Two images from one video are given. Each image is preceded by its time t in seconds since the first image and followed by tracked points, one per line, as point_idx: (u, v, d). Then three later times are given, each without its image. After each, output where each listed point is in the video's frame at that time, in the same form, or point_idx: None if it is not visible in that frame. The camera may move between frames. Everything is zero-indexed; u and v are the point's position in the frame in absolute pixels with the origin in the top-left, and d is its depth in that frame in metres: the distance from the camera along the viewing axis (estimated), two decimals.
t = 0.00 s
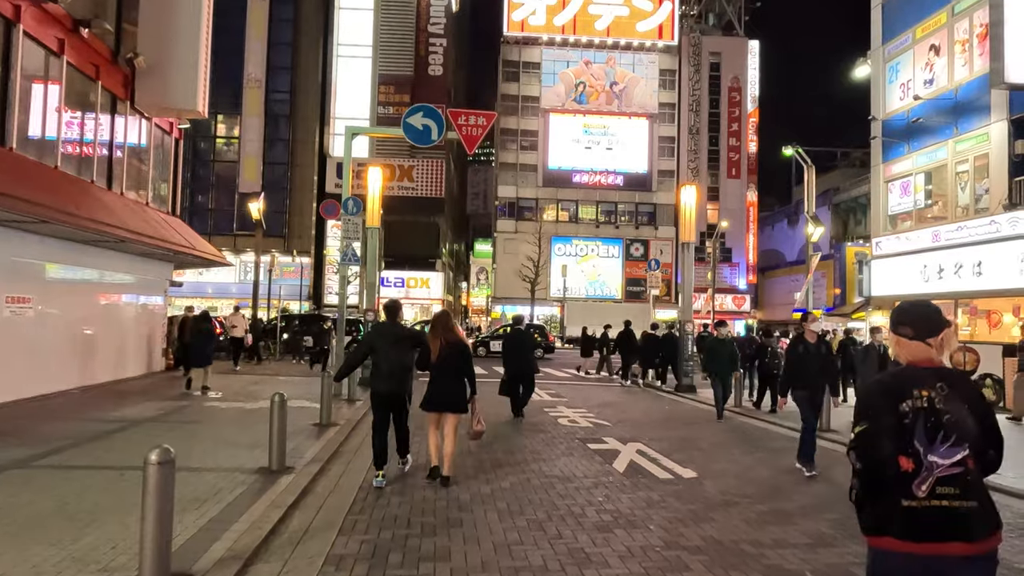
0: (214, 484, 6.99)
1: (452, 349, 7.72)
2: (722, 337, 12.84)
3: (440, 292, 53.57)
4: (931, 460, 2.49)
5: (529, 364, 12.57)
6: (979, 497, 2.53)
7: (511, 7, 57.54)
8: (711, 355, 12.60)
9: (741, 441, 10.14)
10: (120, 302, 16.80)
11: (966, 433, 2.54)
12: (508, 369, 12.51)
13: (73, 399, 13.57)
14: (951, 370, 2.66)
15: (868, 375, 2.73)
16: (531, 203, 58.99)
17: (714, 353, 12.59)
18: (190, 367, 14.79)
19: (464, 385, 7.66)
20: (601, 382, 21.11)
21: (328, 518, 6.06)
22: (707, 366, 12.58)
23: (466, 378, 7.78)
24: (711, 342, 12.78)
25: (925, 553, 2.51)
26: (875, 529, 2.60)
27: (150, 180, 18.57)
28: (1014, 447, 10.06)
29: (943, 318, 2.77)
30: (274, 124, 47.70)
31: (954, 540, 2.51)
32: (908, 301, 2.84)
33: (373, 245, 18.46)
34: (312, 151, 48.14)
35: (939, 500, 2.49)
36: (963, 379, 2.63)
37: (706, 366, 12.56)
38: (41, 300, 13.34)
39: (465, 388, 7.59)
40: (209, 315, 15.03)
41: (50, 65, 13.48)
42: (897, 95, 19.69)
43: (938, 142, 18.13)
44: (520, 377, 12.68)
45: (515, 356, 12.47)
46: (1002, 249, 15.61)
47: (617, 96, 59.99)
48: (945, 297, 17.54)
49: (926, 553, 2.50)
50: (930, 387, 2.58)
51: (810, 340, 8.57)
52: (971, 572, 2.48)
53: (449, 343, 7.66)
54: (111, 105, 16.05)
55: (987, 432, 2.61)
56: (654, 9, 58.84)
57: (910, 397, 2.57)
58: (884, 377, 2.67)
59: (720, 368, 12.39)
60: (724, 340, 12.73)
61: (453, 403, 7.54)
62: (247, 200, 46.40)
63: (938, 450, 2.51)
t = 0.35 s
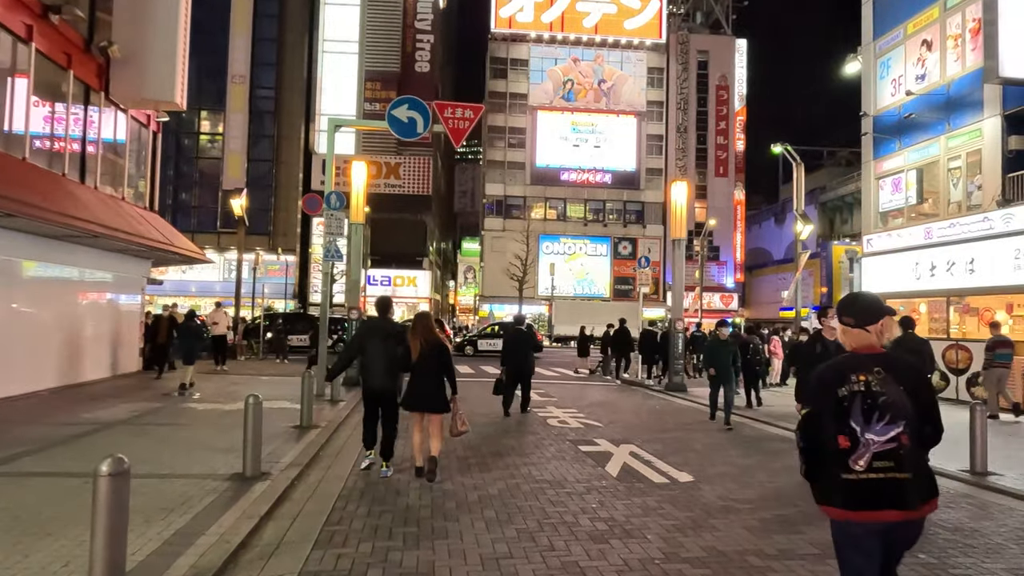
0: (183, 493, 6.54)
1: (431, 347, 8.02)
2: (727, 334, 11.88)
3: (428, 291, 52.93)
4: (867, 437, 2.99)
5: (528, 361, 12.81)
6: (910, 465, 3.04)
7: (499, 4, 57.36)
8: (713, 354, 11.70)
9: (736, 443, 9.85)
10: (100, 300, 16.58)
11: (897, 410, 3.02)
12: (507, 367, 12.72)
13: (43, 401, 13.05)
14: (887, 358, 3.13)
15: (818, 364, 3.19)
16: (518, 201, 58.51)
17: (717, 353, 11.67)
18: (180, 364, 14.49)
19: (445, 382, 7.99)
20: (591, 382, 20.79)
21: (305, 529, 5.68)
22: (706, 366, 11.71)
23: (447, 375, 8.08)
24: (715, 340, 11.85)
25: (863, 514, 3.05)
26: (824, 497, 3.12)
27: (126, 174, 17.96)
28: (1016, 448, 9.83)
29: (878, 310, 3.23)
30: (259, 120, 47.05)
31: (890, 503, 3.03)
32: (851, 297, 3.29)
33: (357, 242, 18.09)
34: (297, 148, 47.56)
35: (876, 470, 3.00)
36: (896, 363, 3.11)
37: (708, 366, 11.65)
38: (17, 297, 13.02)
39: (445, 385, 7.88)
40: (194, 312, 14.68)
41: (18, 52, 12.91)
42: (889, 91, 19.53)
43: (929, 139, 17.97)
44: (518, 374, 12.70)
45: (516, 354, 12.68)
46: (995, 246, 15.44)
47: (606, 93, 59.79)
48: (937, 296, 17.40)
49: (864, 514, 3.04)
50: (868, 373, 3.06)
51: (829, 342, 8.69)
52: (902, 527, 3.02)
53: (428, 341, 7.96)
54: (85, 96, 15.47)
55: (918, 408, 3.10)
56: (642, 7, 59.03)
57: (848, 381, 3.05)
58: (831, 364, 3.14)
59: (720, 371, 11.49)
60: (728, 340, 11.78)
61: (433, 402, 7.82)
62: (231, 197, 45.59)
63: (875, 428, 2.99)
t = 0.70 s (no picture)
0: (147, 506, 6.06)
1: (416, 346, 7.97)
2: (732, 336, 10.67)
3: (415, 289, 52.40)
4: (832, 433, 3.01)
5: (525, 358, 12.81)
6: (871, 461, 3.05)
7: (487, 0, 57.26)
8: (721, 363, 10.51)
9: (732, 445, 9.57)
10: (82, 299, 16.24)
11: (860, 409, 3.03)
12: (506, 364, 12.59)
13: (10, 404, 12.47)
14: (854, 358, 3.14)
15: (786, 362, 3.18)
16: (506, 199, 58.12)
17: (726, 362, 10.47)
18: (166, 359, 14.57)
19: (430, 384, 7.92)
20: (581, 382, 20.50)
21: (278, 547, 5.25)
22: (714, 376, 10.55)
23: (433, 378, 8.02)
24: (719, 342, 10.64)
25: (825, 507, 3.05)
26: (791, 490, 3.11)
27: (102, 168, 17.35)
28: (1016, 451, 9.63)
29: (848, 313, 3.24)
30: (244, 117, 46.01)
31: (850, 496, 3.04)
32: (823, 298, 3.30)
33: (342, 239, 17.63)
34: (282, 144, 46.78)
35: (837, 465, 3.00)
36: (863, 365, 3.11)
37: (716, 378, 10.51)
38: None
39: (430, 388, 7.83)
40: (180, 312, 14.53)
41: None
42: (881, 88, 19.33)
43: (923, 135, 17.72)
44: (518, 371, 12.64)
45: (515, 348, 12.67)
46: (989, 244, 15.29)
47: (594, 91, 59.45)
48: (930, 295, 17.25)
49: (822, 506, 3.04)
50: (835, 373, 3.05)
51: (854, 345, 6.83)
52: (861, 519, 3.03)
53: (414, 342, 7.91)
54: (56, 86, 14.84)
55: (881, 409, 3.12)
56: (631, 4, 59.30)
57: (815, 379, 3.04)
58: (800, 363, 3.13)
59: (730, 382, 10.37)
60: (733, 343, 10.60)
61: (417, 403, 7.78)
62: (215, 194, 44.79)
63: (838, 424, 3.00)
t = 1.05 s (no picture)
0: (98, 517, 5.61)
1: (394, 339, 7.99)
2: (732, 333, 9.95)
3: (395, 287, 51.75)
4: (773, 423, 3.31)
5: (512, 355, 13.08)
6: (809, 449, 3.36)
7: None
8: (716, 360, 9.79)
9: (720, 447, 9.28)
10: (49, 296, 15.74)
11: (799, 401, 3.33)
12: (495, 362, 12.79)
13: None
14: (793, 355, 3.44)
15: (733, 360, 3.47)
16: (488, 196, 57.65)
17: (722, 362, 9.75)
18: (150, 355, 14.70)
19: (406, 376, 7.94)
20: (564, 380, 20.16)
21: (237, 563, 4.80)
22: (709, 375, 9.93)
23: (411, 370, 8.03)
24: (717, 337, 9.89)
25: (768, 492, 3.36)
26: (739, 476, 3.43)
27: (67, 158, 16.64)
28: (1010, 453, 9.42)
29: (790, 313, 3.51)
30: (221, 111, 44.98)
31: (791, 482, 3.34)
32: (767, 300, 3.58)
33: (319, 234, 17.10)
34: (261, 139, 45.86)
35: (778, 452, 3.31)
36: (802, 361, 3.41)
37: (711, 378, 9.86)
38: None
39: (406, 380, 7.84)
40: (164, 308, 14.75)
41: None
42: (866, 85, 19.21)
43: (908, 132, 17.61)
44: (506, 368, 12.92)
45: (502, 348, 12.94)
46: (976, 242, 15.17)
47: (577, 88, 59.08)
48: (914, 292, 17.16)
49: (765, 492, 3.34)
50: (775, 369, 3.35)
51: (915, 342, 5.63)
52: (803, 501, 3.33)
53: (393, 334, 7.94)
54: (18, 72, 14.15)
55: (819, 399, 3.42)
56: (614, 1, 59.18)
57: (757, 375, 3.34)
58: (745, 361, 3.43)
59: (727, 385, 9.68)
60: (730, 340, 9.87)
61: (396, 394, 7.83)
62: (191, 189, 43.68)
63: (779, 415, 3.31)
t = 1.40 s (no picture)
0: (37, 537, 5.10)
1: (364, 339, 8.10)
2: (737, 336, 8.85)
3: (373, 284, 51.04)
4: (719, 412, 3.59)
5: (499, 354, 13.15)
6: (753, 435, 3.64)
7: None
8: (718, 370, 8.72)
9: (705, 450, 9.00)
10: (10, 294, 15.09)
11: (745, 391, 3.59)
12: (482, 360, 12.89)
13: None
14: (739, 349, 3.69)
15: (685, 355, 3.75)
16: (467, 193, 57.11)
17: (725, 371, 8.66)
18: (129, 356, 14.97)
19: (375, 376, 8.01)
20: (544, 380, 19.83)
21: None
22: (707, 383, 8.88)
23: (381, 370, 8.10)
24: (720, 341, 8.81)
25: (717, 475, 3.65)
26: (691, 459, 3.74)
27: (24, 149, 15.84)
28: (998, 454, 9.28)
29: (736, 309, 3.78)
30: (193, 104, 43.78)
31: (737, 465, 3.64)
32: (720, 297, 3.82)
33: (292, 229, 16.56)
34: (235, 133, 44.83)
35: (725, 439, 3.59)
36: (747, 354, 3.67)
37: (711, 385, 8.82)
38: None
39: (375, 380, 7.92)
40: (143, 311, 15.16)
41: None
42: (847, 82, 19.12)
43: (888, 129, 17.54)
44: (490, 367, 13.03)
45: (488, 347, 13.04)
46: (957, 239, 15.09)
47: (556, 85, 58.75)
48: (894, 290, 17.09)
49: (713, 475, 3.64)
50: (722, 362, 3.62)
51: (978, 353, 4.72)
52: (747, 481, 3.64)
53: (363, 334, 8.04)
54: None
55: (765, 389, 3.67)
56: None
57: (705, 368, 3.62)
58: (695, 355, 3.71)
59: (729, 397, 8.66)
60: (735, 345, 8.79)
61: (366, 393, 7.96)
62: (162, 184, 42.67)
63: (726, 405, 3.58)
